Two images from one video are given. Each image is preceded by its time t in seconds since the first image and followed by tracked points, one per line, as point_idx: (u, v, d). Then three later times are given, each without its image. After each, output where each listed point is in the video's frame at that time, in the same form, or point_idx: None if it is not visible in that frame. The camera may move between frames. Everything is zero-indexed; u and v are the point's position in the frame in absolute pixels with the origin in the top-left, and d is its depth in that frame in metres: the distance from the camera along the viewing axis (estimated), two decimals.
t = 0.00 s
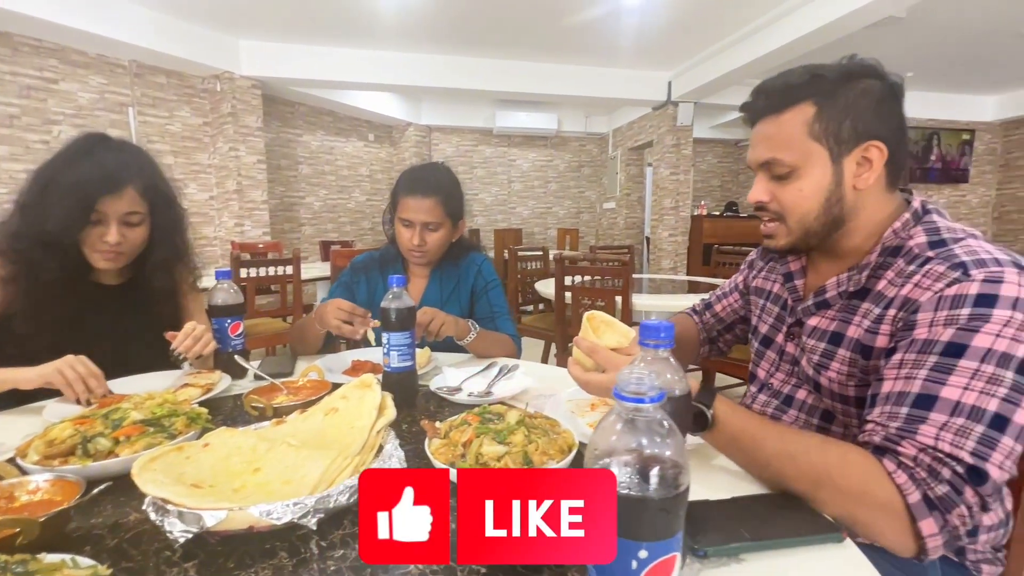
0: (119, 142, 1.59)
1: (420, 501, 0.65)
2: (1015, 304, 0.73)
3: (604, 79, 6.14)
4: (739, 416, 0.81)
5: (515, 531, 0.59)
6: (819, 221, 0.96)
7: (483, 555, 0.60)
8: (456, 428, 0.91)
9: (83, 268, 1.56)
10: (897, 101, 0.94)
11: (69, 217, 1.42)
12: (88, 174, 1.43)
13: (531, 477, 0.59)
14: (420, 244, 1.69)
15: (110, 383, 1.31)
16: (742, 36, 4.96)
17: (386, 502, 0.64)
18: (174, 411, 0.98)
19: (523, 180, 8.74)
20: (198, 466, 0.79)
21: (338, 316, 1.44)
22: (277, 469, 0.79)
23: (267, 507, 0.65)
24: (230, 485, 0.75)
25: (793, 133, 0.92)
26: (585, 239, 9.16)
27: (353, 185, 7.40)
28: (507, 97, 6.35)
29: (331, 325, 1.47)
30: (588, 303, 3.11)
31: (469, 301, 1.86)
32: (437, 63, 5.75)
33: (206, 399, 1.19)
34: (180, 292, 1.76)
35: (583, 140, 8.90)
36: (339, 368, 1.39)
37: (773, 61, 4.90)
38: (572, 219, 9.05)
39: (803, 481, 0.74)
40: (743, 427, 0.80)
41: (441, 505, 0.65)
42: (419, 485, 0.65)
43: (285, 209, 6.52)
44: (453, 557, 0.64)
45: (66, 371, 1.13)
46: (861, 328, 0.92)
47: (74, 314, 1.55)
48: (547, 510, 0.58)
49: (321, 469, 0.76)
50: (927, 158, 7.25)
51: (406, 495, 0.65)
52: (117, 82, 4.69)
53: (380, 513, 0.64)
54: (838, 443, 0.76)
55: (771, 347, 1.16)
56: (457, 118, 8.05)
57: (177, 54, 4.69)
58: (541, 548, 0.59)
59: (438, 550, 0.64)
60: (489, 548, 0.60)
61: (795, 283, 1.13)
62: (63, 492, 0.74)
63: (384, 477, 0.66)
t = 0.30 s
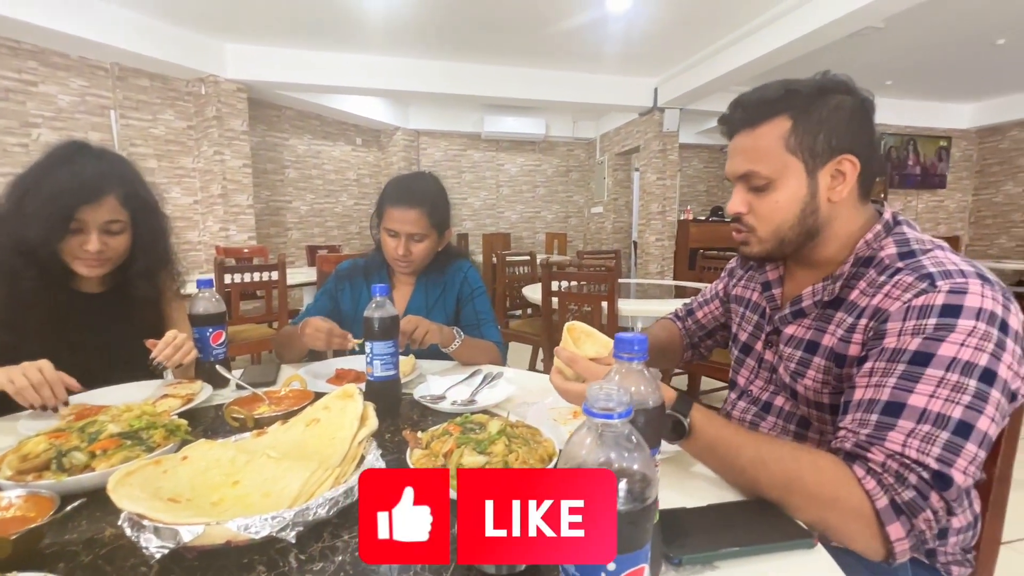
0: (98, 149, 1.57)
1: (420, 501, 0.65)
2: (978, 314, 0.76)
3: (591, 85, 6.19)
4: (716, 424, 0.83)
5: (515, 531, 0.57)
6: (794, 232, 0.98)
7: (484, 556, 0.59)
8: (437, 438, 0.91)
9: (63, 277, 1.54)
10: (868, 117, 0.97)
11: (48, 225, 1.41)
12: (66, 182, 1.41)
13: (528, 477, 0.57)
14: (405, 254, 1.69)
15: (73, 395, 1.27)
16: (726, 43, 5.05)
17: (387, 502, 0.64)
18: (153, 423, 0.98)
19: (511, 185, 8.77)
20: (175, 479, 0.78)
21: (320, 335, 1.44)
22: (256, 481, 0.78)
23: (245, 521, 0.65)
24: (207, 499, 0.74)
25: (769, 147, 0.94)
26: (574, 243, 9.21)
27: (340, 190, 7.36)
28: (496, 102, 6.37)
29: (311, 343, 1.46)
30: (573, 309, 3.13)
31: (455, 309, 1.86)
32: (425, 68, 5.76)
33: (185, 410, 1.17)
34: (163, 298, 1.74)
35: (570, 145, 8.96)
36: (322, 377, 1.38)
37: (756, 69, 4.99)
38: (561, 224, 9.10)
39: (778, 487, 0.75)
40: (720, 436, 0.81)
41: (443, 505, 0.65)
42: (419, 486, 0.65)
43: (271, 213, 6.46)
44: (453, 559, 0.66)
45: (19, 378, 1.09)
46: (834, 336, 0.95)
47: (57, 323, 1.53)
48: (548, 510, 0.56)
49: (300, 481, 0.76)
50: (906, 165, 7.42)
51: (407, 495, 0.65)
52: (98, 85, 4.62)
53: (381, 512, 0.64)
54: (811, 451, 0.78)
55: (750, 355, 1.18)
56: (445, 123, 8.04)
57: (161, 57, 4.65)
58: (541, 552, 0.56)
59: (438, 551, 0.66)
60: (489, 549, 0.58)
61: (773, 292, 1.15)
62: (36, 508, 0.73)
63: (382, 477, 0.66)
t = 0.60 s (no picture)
0: (84, 154, 1.56)
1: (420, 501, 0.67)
2: (950, 319, 0.78)
3: (582, 89, 6.23)
4: (698, 428, 0.84)
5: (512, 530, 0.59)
6: (795, 243, 0.99)
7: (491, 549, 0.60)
8: (424, 444, 0.91)
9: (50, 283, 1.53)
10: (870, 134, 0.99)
11: (34, 232, 1.39)
12: (53, 189, 1.40)
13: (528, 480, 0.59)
14: (394, 261, 1.70)
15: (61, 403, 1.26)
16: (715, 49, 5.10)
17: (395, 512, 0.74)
18: (139, 431, 0.97)
19: (503, 188, 8.79)
20: (161, 489, 0.78)
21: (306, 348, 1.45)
22: (242, 490, 0.78)
23: (231, 530, 0.64)
24: (192, 508, 0.74)
25: (787, 156, 0.93)
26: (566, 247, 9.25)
27: (331, 193, 7.33)
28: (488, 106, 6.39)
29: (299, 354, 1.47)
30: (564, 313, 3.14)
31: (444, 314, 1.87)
32: (417, 72, 5.77)
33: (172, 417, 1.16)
34: (152, 303, 1.72)
35: (562, 149, 9.00)
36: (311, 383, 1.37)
37: (745, 74, 5.05)
38: (553, 227, 9.14)
39: (758, 491, 0.76)
40: (700, 440, 0.82)
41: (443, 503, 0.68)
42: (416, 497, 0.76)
43: (262, 216, 6.42)
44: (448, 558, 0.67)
45: (12, 391, 1.09)
46: (815, 342, 0.97)
47: (45, 329, 1.51)
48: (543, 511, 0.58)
49: (287, 489, 0.75)
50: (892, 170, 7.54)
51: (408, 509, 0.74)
52: (86, 87, 4.58)
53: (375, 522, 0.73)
54: (790, 455, 0.79)
55: (734, 360, 1.19)
56: (437, 126, 8.05)
57: (150, 58, 4.61)
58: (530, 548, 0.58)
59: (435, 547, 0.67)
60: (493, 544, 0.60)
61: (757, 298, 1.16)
62: (18, 518, 0.72)
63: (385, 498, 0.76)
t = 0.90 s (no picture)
0: (78, 155, 1.55)
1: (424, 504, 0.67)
2: (945, 323, 0.78)
3: (579, 90, 6.24)
4: (693, 431, 0.84)
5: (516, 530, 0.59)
6: (804, 254, 0.98)
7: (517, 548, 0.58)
8: (418, 447, 0.91)
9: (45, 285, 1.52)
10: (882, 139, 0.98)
11: (28, 233, 1.38)
12: (46, 190, 1.39)
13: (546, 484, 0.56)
14: (388, 263, 1.69)
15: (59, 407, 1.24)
16: (712, 50, 5.11)
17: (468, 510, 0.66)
18: (132, 435, 0.96)
19: (500, 189, 8.79)
20: (154, 492, 0.77)
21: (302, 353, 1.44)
22: (235, 493, 0.78)
23: (225, 534, 0.64)
24: (186, 512, 0.74)
25: (804, 170, 0.91)
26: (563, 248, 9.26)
27: (328, 194, 7.32)
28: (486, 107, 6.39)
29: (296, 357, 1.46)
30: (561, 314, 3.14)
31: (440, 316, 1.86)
32: (414, 73, 5.76)
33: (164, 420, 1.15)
34: (147, 304, 1.71)
35: (559, 150, 9.01)
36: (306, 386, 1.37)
37: (741, 76, 5.08)
38: (550, 228, 9.16)
39: (752, 492, 0.77)
40: (696, 442, 0.83)
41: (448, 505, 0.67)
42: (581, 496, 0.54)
43: (258, 217, 6.40)
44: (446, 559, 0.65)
45: (12, 394, 1.09)
46: (811, 344, 0.97)
47: (40, 330, 1.50)
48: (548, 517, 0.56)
49: (281, 493, 0.75)
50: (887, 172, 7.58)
51: (557, 503, 0.54)
52: (81, 87, 4.56)
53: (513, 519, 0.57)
54: (785, 457, 0.79)
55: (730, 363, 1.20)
56: (434, 126, 8.04)
57: (145, 59, 4.60)
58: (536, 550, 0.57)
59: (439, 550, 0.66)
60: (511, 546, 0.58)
61: (752, 301, 1.17)
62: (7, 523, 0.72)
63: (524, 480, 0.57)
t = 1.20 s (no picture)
0: (71, 155, 1.55)
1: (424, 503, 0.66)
2: (940, 328, 0.79)
3: (576, 93, 6.25)
4: (689, 433, 0.84)
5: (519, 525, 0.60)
6: (799, 258, 0.99)
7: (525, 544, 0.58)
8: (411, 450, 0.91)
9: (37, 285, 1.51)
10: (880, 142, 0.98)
11: (20, 233, 1.38)
12: (39, 190, 1.39)
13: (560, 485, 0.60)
14: (384, 265, 1.69)
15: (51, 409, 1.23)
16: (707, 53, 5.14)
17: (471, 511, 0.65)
18: (125, 437, 0.96)
19: (497, 190, 8.80)
20: (147, 494, 0.77)
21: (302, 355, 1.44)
22: (228, 495, 0.77)
23: (217, 537, 0.64)
24: (178, 515, 0.73)
25: (801, 176, 0.92)
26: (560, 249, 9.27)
27: (325, 194, 7.31)
28: (483, 109, 6.40)
29: (295, 358, 1.45)
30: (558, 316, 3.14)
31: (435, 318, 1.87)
32: (411, 74, 5.76)
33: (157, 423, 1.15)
34: (141, 305, 1.71)
35: (555, 151, 9.02)
36: (301, 387, 1.36)
37: (737, 80, 5.10)
38: (546, 229, 9.17)
39: (746, 494, 0.77)
40: (692, 445, 0.83)
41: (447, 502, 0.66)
42: (618, 498, 0.58)
43: (254, 218, 6.39)
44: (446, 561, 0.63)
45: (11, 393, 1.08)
46: (806, 348, 0.98)
47: (33, 331, 1.49)
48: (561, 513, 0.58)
49: (274, 495, 0.75)
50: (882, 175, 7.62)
51: (599, 502, 0.56)
52: (76, 87, 4.54)
53: (547, 518, 0.57)
54: (780, 460, 0.80)
55: (726, 365, 1.20)
56: (432, 128, 8.05)
57: (141, 59, 4.59)
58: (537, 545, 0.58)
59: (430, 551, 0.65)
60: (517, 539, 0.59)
61: (748, 304, 1.17)
62: None
63: (564, 478, 0.58)
